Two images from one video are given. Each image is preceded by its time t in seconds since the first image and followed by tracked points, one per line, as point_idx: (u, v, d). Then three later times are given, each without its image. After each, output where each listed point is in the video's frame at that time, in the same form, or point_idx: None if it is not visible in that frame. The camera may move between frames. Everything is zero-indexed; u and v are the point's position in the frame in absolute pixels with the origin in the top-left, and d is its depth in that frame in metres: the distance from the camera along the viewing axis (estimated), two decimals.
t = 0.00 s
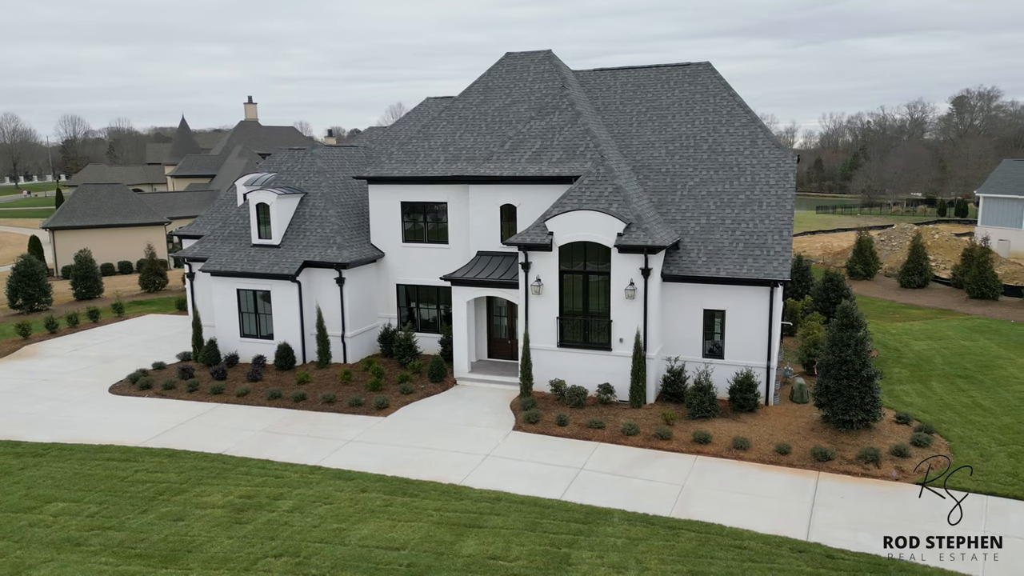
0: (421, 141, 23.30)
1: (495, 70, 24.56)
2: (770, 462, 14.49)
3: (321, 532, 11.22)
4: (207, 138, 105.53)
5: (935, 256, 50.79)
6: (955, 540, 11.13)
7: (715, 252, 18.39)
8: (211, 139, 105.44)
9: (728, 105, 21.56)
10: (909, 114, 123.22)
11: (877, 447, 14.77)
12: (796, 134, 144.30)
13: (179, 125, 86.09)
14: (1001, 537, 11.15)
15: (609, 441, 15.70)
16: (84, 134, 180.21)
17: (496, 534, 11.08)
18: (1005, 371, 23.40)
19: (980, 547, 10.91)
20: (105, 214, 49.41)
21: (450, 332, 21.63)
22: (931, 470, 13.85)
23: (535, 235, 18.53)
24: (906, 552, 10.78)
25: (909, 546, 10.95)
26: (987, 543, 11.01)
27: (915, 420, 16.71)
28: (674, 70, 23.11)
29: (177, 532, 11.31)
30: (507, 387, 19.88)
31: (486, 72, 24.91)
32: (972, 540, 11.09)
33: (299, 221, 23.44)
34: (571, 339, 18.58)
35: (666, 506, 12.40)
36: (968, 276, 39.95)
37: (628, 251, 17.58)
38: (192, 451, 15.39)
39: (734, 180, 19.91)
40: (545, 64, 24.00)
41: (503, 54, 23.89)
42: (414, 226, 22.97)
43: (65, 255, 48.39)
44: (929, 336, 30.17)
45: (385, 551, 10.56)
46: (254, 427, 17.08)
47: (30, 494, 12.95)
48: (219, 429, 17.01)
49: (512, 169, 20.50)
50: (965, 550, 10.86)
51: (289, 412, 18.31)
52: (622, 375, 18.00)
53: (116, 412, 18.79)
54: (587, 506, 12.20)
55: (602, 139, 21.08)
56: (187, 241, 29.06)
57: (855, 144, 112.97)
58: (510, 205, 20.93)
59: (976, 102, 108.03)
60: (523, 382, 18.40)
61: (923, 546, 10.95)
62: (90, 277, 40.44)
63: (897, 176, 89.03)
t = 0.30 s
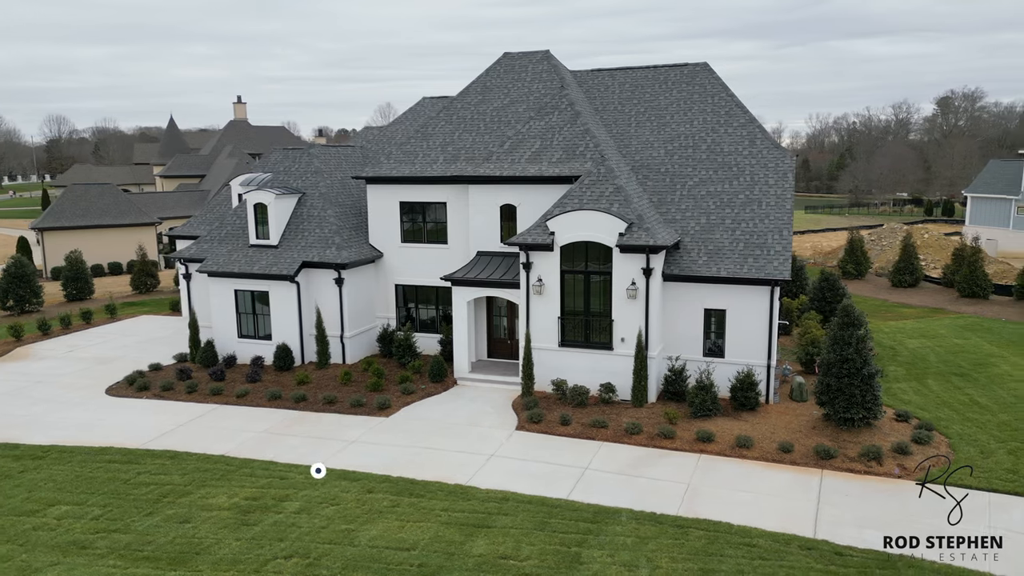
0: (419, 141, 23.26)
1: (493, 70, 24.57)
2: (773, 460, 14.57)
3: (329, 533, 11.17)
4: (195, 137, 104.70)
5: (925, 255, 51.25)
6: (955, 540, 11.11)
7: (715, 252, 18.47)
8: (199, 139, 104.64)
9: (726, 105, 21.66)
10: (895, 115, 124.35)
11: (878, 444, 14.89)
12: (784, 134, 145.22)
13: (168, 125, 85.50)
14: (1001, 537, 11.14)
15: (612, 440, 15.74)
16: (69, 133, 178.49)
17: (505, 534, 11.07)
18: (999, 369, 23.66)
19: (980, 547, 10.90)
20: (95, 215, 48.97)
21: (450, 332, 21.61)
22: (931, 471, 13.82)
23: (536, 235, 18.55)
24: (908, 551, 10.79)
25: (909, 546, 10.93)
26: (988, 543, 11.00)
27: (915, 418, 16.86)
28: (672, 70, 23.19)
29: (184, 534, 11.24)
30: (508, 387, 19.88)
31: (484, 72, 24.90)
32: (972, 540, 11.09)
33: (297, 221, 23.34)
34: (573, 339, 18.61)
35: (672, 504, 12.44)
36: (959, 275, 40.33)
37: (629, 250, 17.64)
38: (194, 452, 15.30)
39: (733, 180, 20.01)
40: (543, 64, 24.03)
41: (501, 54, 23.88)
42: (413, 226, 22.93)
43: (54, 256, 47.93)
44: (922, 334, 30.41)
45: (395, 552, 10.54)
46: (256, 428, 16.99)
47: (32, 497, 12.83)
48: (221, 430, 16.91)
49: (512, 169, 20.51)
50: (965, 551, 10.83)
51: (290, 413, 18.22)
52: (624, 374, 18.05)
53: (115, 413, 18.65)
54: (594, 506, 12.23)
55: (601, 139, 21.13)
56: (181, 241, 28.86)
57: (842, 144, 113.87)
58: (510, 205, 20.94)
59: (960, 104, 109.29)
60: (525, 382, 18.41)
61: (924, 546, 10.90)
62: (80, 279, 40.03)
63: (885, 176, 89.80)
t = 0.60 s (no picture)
0: (418, 141, 23.23)
1: (491, 70, 24.56)
2: (777, 459, 14.65)
3: (339, 534, 11.13)
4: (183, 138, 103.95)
5: (915, 255, 51.72)
6: (955, 540, 11.07)
7: (716, 251, 18.57)
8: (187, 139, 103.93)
9: (724, 105, 21.76)
10: (881, 116, 125.43)
11: (880, 442, 15.03)
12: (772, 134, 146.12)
13: (156, 124, 84.90)
14: (1001, 537, 11.13)
15: (616, 439, 15.78)
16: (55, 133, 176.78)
17: (515, 534, 11.06)
18: (993, 367, 23.92)
19: (980, 547, 10.86)
20: (84, 215, 48.52)
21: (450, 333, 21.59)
22: (930, 471, 13.82)
23: (538, 235, 18.58)
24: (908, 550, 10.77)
25: (909, 546, 10.87)
26: (987, 543, 10.98)
27: (914, 416, 17.02)
28: (670, 71, 23.27)
29: (192, 535, 11.17)
30: (509, 386, 19.89)
31: (482, 72, 24.89)
32: (972, 540, 11.07)
33: (296, 222, 23.25)
34: (574, 338, 18.66)
35: (679, 503, 12.49)
36: (950, 274, 40.72)
37: (631, 250, 17.69)
38: (196, 454, 15.21)
39: (733, 180, 20.12)
40: (541, 64, 24.04)
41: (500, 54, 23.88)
42: (412, 226, 22.89)
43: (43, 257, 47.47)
44: (916, 333, 30.68)
45: (406, 552, 10.53)
46: (258, 429, 16.94)
47: (35, 500, 12.71)
48: (222, 432, 16.85)
49: (512, 169, 20.52)
50: (965, 550, 10.77)
51: (291, 414, 18.15)
52: (626, 374, 18.11)
53: (114, 415, 18.51)
54: (602, 504, 12.26)
55: (601, 140, 21.18)
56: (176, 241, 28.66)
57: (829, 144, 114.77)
58: (510, 205, 20.95)
59: (945, 105, 110.47)
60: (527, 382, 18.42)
61: (924, 546, 10.86)
62: (70, 280, 39.66)
63: (872, 176, 90.53)
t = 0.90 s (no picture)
0: (417, 141, 23.20)
1: (490, 70, 24.55)
2: (780, 456, 14.74)
3: (348, 534, 11.08)
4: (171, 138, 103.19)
5: (906, 254, 52.13)
6: (955, 540, 11.09)
7: (717, 250, 18.66)
8: (175, 139, 103.18)
9: (723, 105, 21.87)
10: (868, 116, 126.45)
11: (882, 439, 15.16)
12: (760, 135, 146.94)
13: (145, 124, 84.28)
14: (1001, 537, 11.12)
15: (621, 438, 15.83)
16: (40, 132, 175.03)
17: (526, 533, 11.05)
18: (988, 365, 24.19)
19: (981, 547, 10.87)
20: (74, 215, 48.05)
21: (450, 333, 21.58)
22: (931, 471, 13.83)
23: (539, 235, 18.61)
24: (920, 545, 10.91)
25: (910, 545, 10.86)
26: (987, 543, 10.98)
27: (914, 413, 17.17)
28: (668, 71, 23.36)
29: (201, 537, 11.11)
30: (510, 386, 19.90)
31: (480, 72, 24.88)
32: (972, 540, 11.07)
33: (294, 222, 23.15)
34: (576, 338, 18.70)
35: (687, 501, 12.54)
36: (941, 273, 41.08)
37: (633, 249, 17.76)
38: (200, 455, 15.13)
39: (732, 180, 20.22)
40: (540, 64, 24.06)
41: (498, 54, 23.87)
42: (411, 226, 22.85)
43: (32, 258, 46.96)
44: (910, 332, 30.96)
45: (417, 552, 10.52)
46: (260, 431, 16.86)
47: (38, 503, 12.60)
48: (224, 433, 16.76)
49: (512, 169, 20.53)
50: (966, 550, 10.80)
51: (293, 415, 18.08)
52: (629, 373, 18.17)
53: (113, 418, 18.36)
54: (610, 503, 12.30)
55: (601, 139, 21.22)
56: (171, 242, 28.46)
57: (817, 144, 115.56)
58: (511, 205, 20.96)
59: (931, 105, 111.61)
60: (529, 381, 18.43)
61: (924, 546, 10.84)
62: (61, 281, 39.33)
63: (860, 175, 91.23)
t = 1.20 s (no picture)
0: (416, 141, 23.17)
1: (488, 70, 24.56)
2: (784, 454, 14.85)
3: (358, 535, 11.06)
4: (159, 137, 102.30)
5: (897, 253, 52.54)
6: (955, 540, 11.02)
7: (717, 250, 18.75)
8: (163, 138, 102.37)
9: (721, 105, 21.98)
10: (855, 116, 127.44)
11: (883, 437, 15.30)
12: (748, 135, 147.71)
13: (133, 124, 83.59)
14: (1001, 538, 11.10)
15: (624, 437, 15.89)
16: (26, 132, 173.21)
17: (536, 532, 11.07)
18: (982, 363, 24.44)
19: (981, 547, 10.82)
20: (64, 216, 47.59)
21: (451, 333, 21.59)
22: (931, 471, 13.85)
23: (541, 235, 18.62)
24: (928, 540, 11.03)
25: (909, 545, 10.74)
26: (988, 543, 10.94)
27: (913, 411, 17.33)
28: (666, 72, 23.46)
29: (210, 539, 11.05)
30: (511, 386, 19.92)
31: (479, 72, 24.87)
32: (973, 541, 11.01)
33: (293, 222, 23.05)
34: (577, 337, 18.74)
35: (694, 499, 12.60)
36: (933, 272, 41.47)
37: (635, 249, 17.82)
38: (203, 457, 15.04)
39: (732, 180, 20.33)
40: (538, 64, 24.09)
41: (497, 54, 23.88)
42: (411, 226, 22.81)
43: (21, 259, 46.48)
44: (904, 330, 31.24)
45: (428, 552, 10.52)
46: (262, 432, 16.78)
47: (42, 506, 12.49)
48: (226, 435, 16.69)
49: (513, 169, 20.54)
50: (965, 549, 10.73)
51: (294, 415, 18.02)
52: (631, 372, 18.23)
53: (112, 420, 18.23)
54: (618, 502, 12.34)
55: (601, 140, 21.27)
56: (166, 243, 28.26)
57: (806, 144, 116.30)
58: (511, 205, 20.97)
59: (916, 106, 112.64)
60: (531, 381, 18.47)
61: (922, 545, 10.77)
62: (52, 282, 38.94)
63: (847, 175, 91.88)
